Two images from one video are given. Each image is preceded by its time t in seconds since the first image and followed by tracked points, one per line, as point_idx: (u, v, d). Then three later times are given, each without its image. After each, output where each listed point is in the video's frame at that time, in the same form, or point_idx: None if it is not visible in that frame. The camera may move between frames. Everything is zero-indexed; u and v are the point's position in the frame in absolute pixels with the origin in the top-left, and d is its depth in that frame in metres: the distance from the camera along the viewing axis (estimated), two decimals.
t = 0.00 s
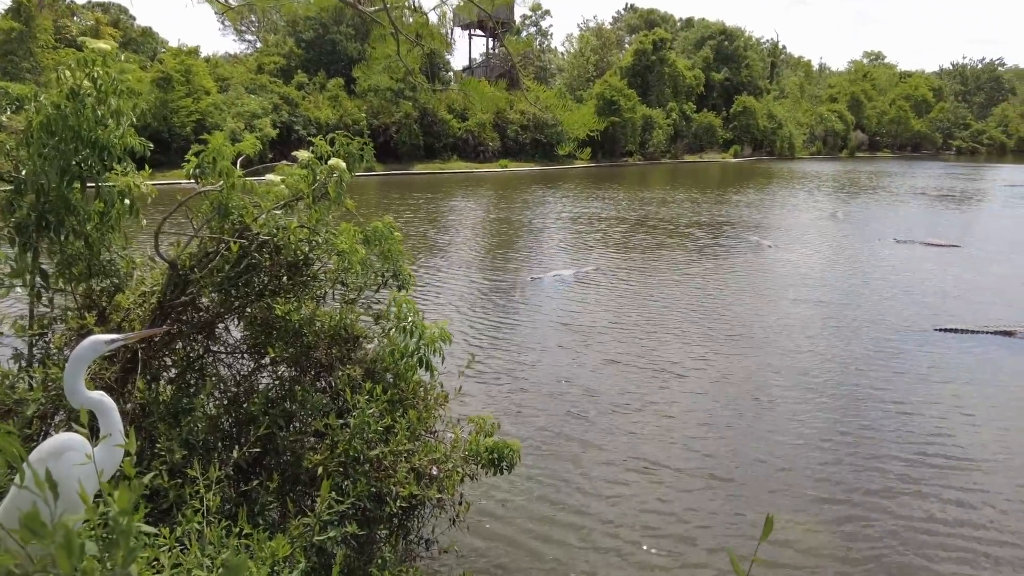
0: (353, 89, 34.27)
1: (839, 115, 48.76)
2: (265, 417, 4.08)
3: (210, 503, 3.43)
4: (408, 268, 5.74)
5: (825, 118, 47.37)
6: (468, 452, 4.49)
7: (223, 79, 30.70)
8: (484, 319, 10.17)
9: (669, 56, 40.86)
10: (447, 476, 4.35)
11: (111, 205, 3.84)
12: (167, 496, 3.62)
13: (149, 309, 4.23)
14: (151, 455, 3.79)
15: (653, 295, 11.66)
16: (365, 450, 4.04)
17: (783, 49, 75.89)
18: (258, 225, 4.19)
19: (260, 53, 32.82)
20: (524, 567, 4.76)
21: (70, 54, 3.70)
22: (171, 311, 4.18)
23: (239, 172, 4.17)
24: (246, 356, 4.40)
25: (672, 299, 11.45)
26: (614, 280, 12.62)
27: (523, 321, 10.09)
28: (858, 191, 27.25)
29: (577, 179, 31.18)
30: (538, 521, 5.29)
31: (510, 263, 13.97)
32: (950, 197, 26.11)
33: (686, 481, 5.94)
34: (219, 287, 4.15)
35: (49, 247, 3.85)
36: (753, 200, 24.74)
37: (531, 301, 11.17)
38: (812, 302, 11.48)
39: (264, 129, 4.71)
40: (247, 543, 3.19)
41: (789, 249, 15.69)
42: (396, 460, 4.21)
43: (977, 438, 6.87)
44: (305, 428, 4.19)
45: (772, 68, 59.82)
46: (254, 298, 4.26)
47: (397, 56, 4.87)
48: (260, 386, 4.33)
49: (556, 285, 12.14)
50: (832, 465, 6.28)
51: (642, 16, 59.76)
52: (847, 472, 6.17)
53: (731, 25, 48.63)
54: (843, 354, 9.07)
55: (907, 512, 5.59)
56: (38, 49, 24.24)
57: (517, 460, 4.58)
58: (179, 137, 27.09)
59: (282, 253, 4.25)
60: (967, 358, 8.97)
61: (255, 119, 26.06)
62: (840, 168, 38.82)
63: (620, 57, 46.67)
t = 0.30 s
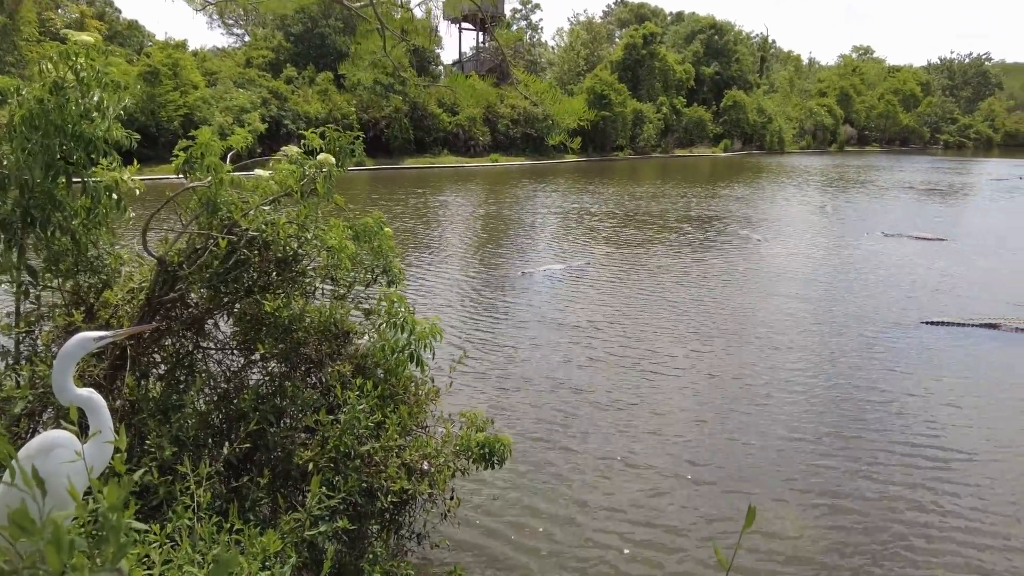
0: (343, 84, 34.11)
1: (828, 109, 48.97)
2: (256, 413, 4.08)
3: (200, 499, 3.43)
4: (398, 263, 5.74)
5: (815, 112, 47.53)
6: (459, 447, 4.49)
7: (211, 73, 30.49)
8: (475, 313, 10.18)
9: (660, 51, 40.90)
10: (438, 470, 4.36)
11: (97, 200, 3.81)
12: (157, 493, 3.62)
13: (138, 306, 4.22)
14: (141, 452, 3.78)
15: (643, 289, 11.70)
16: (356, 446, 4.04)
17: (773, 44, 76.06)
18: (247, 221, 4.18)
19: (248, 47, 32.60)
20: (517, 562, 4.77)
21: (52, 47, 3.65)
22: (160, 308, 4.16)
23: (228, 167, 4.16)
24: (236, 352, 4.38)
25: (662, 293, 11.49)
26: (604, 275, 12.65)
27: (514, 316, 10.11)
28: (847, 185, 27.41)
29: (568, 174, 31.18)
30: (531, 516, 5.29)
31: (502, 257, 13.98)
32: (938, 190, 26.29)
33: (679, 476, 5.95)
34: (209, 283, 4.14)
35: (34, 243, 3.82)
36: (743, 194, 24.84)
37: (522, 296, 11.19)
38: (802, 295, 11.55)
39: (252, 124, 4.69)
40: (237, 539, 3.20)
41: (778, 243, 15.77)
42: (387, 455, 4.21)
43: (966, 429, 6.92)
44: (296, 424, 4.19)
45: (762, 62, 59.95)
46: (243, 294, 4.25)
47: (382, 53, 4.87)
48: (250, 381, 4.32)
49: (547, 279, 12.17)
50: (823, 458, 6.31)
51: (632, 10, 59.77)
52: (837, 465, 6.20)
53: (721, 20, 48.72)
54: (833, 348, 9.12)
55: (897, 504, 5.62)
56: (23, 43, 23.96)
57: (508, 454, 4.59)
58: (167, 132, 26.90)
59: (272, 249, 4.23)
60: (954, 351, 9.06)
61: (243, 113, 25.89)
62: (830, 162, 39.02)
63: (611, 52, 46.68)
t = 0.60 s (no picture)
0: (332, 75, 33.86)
1: (818, 100, 49.07)
2: (243, 409, 4.06)
3: (189, 496, 3.42)
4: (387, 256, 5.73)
5: (804, 104, 47.62)
6: (449, 441, 4.49)
7: (198, 64, 30.21)
8: (465, 307, 10.18)
9: (650, 42, 40.84)
10: (428, 465, 4.35)
11: (79, 196, 3.77)
12: (144, 491, 3.60)
13: (124, 303, 4.19)
14: (129, 450, 3.77)
15: (633, 282, 11.72)
16: (344, 441, 4.03)
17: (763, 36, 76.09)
18: (232, 216, 4.15)
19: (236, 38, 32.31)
20: (506, 558, 4.78)
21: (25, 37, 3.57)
22: (146, 304, 4.14)
23: (213, 162, 4.13)
24: (223, 348, 4.36)
25: (652, 285, 11.54)
26: (595, 267, 12.66)
27: (504, 309, 10.13)
28: (836, 177, 27.52)
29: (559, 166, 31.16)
30: (520, 510, 5.31)
31: (491, 250, 13.97)
32: (927, 181, 26.43)
33: (668, 470, 5.97)
34: (195, 279, 4.11)
35: (14, 239, 3.77)
36: (733, 185, 24.89)
37: (512, 289, 11.19)
38: (791, 287, 11.61)
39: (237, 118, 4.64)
40: (226, 535, 3.19)
41: (768, 234, 15.83)
42: (376, 450, 4.21)
43: (953, 423, 6.98)
44: (284, 420, 4.18)
45: (752, 53, 59.84)
46: (230, 290, 4.22)
47: (364, 50, 4.90)
48: (238, 377, 4.30)
49: (537, 272, 12.17)
50: (812, 451, 6.35)
51: (622, 1, 59.62)
52: (825, 458, 6.24)
53: (711, 11, 48.67)
54: (822, 340, 9.17)
55: (884, 499, 5.66)
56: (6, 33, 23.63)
57: (497, 448, 4.59)
58: (154, 124, 26.64)
59: (258, 244, 4.20)
60: (940, 342, 9.15)
61: (232, 105, 25.69)
62: (819, 154, 39.14)
63: (601, 43, 46.56)
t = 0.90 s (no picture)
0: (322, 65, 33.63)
1: (809, 91, 49.11)
2: (233, 403, 4.05)
3: (178, 490, 3.41)
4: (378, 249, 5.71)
5: (795, 94, 47.64)
6: (441, 433, 4.48)
7: (185, 54, 29.93)
8: (456, 299, 10.17)
9: (641, 32, 40.71)
10: (420, 457, 4.34)
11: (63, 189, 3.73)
12: (134, 485, 3.59)
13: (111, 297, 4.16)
14: (118, 444, 3.76)
15: (625, 273, 11.74)
16: (335, 435, 4.02)
17: (754, 26, 75.99)
18: (220, 209, 4.12)
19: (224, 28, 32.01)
20: (497, 549, 4.81)
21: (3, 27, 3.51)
22: (134, 298, 4.12)
23: (200, 154, 4.10)
24: (212, 342, 4.34)
25: (643, 276, 11.56)
26: (586, 259, 12.68)
27: (495, 301, 10.12)
28: (826, 168, 27.58)
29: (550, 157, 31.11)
30: (511, 501, 5.34)
31: (482, 242, 13.94)
32: (916, 172, 26.53)
33: (659, 462, 5.99)
34: (182, 272, 4.08)
35: None
36: (724, 176, 24.94)
37: (503, 280, 11.18)
38: (781, 278, 11.67)
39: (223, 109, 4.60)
40: (214, 529, 3.19)
41: (758, 225, 15.88)
42: (367, 443, 4.20)
43: (942, 415, 7.01)
44: (275, 413, 4.17)
45: (742, 44, 59.69)
46: (218, 283, 4.19)
47: (349, 48, 4.89)
48: (228, 371, 4.28)
49: (528, 264, 12.17)
50: (801, 443, 6.38)
51: None
52: (815, 451, 6.27)
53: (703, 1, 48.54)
54: (813, 332, 9.19)
55: (872, 491, 5.70)
56: None
57: (489, 440, 4.59)
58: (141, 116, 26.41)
59: (246, 237, 4.16)
60: (928, 333, 9.22)
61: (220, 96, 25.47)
62: (810, 145, 39.23)
63: (592, 33, 46.40)
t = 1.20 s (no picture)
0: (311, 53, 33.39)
1: (799, 80, 49.10)
2: (223, 391, 4.04)
3: (169, 478, 3.41)
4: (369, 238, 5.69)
5: (786, 83, 47.71)
6: (432, 420, 4.48)
7: (173, 42, 29.65)
8: (446, 288, 10.17)
9: (632, 20, 40.59)
10: (411, 444, 4.36)
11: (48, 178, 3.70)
12: (124, 473, 3.59)
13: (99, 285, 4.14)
14: (107, 432, 3.75)
15: (616, 262, 11.77)
16: (326, 422, 4.03)
17: (745, 14, 75.94)
18: (207, 196, 4.09)
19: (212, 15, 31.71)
20: (488, 535, 4.86)
21: None
22: (122, 286, 4.10)
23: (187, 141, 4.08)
24: (201, 330, 4.32)
25: (634, 265, 11.60)
26: (577, 247, 12.70)
27: (486, 290, 10.13)
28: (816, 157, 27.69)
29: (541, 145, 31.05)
30: (502, 488, 5.38)
31: (473, 231, 13.92)
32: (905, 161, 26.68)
33: (648, 449, 6.05)
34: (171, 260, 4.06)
35: None
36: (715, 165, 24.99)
37: (494, 269, 11.19)
38: (771, 267, 11.74)
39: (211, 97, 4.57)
40: (205, 516, 3.19)
41: (748, 214, 15.95)
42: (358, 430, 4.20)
43: (928, 404, 7.09)
44: (265, 402, 4.17)
45: (733, 32, 59.65)
46: (206, 271, 4.16)
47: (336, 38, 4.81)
48: (218, 359, 4.27)
49: (520, 253, 12.17)
50: (790, 433, 6.43)
51: None
52: (804, 441, 6.31)
53: None
54: (801, 320, 9.28)
55: (858, 479, 5.76)
56: None
57: (480, 427, 4.59)
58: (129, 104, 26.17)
59: (234, 224, 4.14)
60: (915, 322, 9.32)
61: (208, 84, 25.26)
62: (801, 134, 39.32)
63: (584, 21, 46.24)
